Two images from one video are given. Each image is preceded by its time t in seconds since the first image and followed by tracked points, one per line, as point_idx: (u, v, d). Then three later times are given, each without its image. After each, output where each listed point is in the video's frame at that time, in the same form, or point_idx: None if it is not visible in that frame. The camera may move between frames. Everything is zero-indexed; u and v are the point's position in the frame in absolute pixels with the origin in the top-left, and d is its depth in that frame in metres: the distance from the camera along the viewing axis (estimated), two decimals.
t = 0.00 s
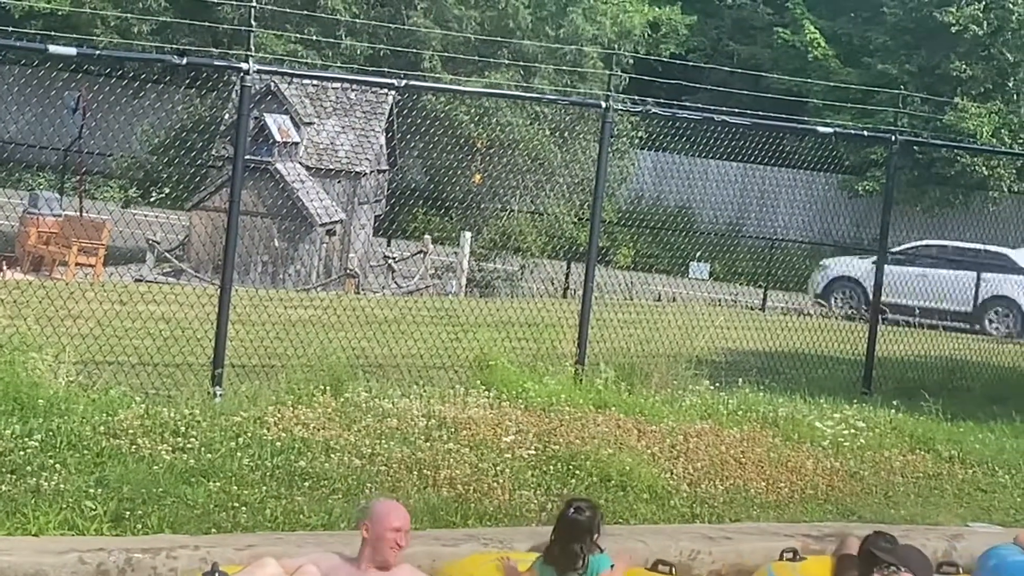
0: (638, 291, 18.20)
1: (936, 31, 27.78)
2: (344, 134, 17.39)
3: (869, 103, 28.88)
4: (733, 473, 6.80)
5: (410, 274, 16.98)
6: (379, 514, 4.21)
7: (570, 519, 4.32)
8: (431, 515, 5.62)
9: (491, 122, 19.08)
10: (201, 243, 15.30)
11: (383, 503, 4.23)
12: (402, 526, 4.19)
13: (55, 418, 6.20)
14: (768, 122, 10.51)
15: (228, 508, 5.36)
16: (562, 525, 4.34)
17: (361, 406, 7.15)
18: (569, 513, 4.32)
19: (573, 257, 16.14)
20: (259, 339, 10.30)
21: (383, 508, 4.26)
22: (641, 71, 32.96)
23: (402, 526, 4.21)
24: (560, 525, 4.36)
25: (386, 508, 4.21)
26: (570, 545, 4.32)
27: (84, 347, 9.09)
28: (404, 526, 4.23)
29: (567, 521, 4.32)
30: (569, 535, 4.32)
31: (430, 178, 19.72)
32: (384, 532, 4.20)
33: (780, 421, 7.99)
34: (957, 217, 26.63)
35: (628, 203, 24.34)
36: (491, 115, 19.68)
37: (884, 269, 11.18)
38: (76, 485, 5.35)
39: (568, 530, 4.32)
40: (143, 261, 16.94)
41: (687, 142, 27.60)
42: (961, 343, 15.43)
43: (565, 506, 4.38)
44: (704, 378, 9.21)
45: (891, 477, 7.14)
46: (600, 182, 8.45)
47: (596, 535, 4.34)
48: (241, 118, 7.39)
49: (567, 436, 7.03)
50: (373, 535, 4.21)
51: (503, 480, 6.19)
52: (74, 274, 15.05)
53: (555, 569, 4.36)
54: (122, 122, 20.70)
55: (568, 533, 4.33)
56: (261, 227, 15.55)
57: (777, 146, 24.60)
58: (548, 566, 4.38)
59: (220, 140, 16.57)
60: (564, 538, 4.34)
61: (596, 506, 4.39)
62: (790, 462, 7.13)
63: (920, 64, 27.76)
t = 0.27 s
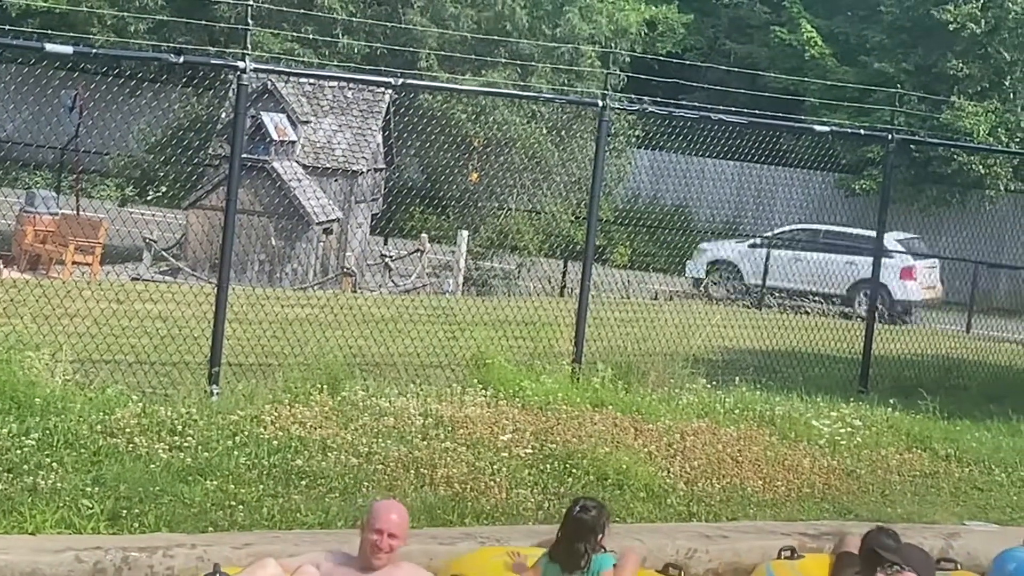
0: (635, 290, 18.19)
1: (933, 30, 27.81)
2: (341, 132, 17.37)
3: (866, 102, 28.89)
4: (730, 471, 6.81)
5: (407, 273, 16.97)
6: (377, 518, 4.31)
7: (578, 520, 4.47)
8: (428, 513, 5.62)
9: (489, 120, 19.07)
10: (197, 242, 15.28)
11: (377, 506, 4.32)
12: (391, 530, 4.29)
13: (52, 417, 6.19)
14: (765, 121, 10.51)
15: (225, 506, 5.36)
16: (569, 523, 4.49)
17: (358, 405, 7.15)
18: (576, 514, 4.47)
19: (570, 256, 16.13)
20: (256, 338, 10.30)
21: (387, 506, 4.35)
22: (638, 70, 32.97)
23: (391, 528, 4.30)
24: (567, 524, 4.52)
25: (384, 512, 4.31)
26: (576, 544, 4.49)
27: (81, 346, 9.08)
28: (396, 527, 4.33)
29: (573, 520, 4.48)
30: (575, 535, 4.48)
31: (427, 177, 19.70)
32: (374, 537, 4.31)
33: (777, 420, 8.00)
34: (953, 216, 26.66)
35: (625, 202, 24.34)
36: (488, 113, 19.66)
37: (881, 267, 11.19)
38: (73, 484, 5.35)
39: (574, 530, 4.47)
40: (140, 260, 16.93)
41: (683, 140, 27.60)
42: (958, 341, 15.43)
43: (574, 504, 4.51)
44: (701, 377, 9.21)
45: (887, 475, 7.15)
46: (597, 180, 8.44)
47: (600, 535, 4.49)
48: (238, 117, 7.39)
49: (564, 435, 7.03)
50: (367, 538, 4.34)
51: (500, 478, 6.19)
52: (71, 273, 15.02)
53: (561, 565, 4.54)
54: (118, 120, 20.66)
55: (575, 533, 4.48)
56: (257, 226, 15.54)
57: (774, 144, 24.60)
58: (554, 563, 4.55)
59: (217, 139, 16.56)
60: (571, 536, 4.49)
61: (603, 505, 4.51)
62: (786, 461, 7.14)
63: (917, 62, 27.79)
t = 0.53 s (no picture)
0: (632, 288, 18.18)
1: (930, 28, 27.83)
2: (338, 130, 17.35)
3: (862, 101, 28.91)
4: (727, 470, 6.81)
5: (404, 271, 16.96)
6: (373, 510, 4.31)
7: (575, 512, 4.50)
8: (425, 512, 5.62)
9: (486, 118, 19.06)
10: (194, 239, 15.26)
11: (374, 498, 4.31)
12: (386, 522, 4.28)
13: (48, 415, 6.19)
14: (762, 120, 10.50)
15: (222, 505, 5.36)
16: (568, 518, 4.52)
17: (355, 403, 7.15)
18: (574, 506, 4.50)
19: (567, 254, 16.12)
20: (253, 336, 10.30)
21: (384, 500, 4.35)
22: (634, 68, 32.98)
23: (387, 521, 4.29)
24: (565, 518, 4.54)
25: (380, 504, 4.30)
26: (574, 538, 4.50)
27: (78, 344, 9.07)
28: (392, 519, 4.32)
29: (571, 514, 4.50)
30: (574, 528, 4.50)
31: (424, 175, 19.68)
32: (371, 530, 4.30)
33: (774, 418, 8.00)
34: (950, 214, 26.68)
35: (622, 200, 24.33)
36: (485, 111, 19.64)
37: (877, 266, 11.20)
38: (70, 482, 5.35)
39: (573, 523, 4.50)
40: (137, 258, 16.92)
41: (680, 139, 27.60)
42: (954, 339, 15.44)
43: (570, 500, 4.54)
44: (698, 375, 9.22)
45: (884, 473, 7.15)
46: (595, 178, 8.43)
47: (598, 528, 4.51)
48: (234, 115, 7.39)
49: (560, 433, 7.04)
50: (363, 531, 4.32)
51: (496, 477, 6.19)
52: (67, 271, 14.99)
53: (560, 561, 4.54)
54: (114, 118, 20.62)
55: (573, 526, 4.50)
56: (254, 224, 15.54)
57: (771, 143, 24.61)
58: (552, 559, 4.56)
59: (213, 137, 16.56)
60: (570, 530, 4.51)
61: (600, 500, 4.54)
62: (783, 459, 7.14)
63: (914, 60, 27.81)
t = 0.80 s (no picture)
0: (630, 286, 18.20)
1: (929, 26, 27.83)
2: (336, 129, 17.37)
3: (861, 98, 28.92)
4: (725, 467, 6.82)
5: (403, 269, 16.98)
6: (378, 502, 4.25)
7: (579, 510, 4.45)
8: (424, 509, 5.62)
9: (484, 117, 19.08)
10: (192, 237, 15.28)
11: (382, 490, 4.26)
12: (395, 517, 4.23)
13: (47, 412, 6.19)
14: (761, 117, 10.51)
15: (221, 502, 5.36)
16: (571, 517, 4.47)
17: (354, 401, 7.15)
18: (578, 506, 4.45)
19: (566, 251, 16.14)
20: (252, 334, 10.30)
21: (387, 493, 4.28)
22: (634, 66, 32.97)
23: (396, 515, 4.24)
24: (570, 517, 4.49)
25: (386, 496, 4.24)
26: (579, 537, 4.47)
27: (77, 342, 9.07)
28: (401, 513, 4.26)
29: (574, 514, 4.45)
30: (578, 527, 4.46)
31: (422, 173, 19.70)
32: (381, 523, 4.25)
33: (773, 416, 8.00)
34: (949, 212, 26.68)
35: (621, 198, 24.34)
36: (484, 109, 19.63)
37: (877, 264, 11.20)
38: (68, 479, 5.35)
39: (576, 520, 4.46)
40: (136, 256, 16.92)
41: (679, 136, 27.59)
42: (953, 337, 15.44)
43: (574, 499, 4.49)
44: (697, 373, 9.23)
45: (883, 471, 7.15)
46: (593, 176, 8.43)
47: (602, 525, 4.47)
48: (233, 113, 7.39)
49: (559, 431, 7.04)
50: (372, 525, 4.27)
51: (495, 474, 6.19)
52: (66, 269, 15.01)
53: (565, 561, 4.50)
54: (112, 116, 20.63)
55: (577, 524, 4.46)
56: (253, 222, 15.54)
57: (770, 141, 24.61)
58: (558, 559, 4.52)
59: (212, 135, 16.58)
60: (574, 530, 4.47)
61: (604, 498, 4.50)
62: (782, 457, 7.14)
63: (913, 59, 27.81)
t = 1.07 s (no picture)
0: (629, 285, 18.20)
1: (929, 25, 27.83)
2: (336, 127, 17.36)
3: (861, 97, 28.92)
4: (724, 466, 6.82)
5: (402, 268, 16.97)
6: (380, 503, 4.21)
7: (581, 508, 4.41)
8: (423, 508, 5.63)
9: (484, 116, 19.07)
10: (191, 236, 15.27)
11: (383, 489, 4.22)
12: (396, 517, 4.20)
13: (47, 411, 6.19)
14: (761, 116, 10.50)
15: (220, 501, 5.37)
16: (574, 513, 4.43)
17: (353, 399, 7.15)
18: (581, 503, 4.41)
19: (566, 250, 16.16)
20: (251, 333, 10.31)
21: (388, 493, 4.24)
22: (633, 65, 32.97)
23: (398, 516, 4.21)
24: (572, 513, 4.46)
25: (388, 496, 4.21)
26: (581, 534, 4.44)
27: (76, 341, 9.07)
28: (403, 514, 4.23)
29: (577, 510, 4.41)
30: (579, 524, 4.42)
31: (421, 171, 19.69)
32: (383, 523, 4.22)
33: (772, 415, 8.00)
34: (948, 210, 26.68)
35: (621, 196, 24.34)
36: (483, 109, 19.61)
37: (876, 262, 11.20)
38: (68, 478, 5.35)
39: (578, 518, 4.42)
40: (135, 255, 16.91)
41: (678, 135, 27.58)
42: (953, 336, 15.43)
43: (577, 495, 4.45)
44: (696, 372, 9.24)
45: (882, 470, 7.16)
46: (593, 175, 8.43)
47: (604, 524, 4.43)
48: (232, 112, 7.39)
49: (558, 430, 7.04)
50: (373, 525, 4.24)
51: (494, 473, 6.19)
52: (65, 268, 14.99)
53: (565, 557, 4.47)
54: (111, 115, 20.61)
55: (579, 522, 4.42)
56: (252, 221, 15.54)
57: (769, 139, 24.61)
58: (560, 555, 4.50)
59: (211, 133, 16.57)
60: (576, 526, 4.44)
61: (607, 494, 4.46)
62: (781, 455, 7.15)
63: (913, 57, 27.82)
